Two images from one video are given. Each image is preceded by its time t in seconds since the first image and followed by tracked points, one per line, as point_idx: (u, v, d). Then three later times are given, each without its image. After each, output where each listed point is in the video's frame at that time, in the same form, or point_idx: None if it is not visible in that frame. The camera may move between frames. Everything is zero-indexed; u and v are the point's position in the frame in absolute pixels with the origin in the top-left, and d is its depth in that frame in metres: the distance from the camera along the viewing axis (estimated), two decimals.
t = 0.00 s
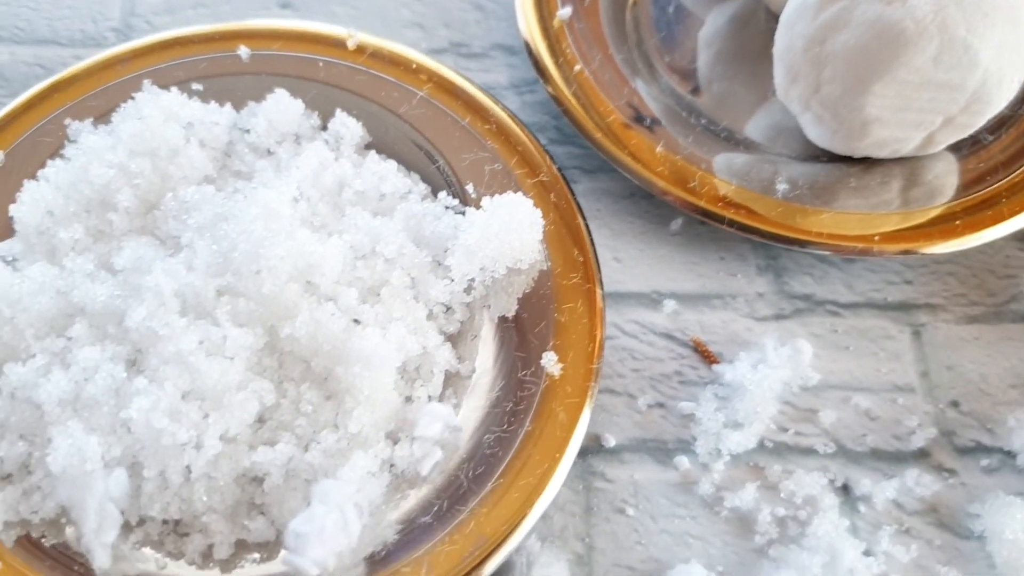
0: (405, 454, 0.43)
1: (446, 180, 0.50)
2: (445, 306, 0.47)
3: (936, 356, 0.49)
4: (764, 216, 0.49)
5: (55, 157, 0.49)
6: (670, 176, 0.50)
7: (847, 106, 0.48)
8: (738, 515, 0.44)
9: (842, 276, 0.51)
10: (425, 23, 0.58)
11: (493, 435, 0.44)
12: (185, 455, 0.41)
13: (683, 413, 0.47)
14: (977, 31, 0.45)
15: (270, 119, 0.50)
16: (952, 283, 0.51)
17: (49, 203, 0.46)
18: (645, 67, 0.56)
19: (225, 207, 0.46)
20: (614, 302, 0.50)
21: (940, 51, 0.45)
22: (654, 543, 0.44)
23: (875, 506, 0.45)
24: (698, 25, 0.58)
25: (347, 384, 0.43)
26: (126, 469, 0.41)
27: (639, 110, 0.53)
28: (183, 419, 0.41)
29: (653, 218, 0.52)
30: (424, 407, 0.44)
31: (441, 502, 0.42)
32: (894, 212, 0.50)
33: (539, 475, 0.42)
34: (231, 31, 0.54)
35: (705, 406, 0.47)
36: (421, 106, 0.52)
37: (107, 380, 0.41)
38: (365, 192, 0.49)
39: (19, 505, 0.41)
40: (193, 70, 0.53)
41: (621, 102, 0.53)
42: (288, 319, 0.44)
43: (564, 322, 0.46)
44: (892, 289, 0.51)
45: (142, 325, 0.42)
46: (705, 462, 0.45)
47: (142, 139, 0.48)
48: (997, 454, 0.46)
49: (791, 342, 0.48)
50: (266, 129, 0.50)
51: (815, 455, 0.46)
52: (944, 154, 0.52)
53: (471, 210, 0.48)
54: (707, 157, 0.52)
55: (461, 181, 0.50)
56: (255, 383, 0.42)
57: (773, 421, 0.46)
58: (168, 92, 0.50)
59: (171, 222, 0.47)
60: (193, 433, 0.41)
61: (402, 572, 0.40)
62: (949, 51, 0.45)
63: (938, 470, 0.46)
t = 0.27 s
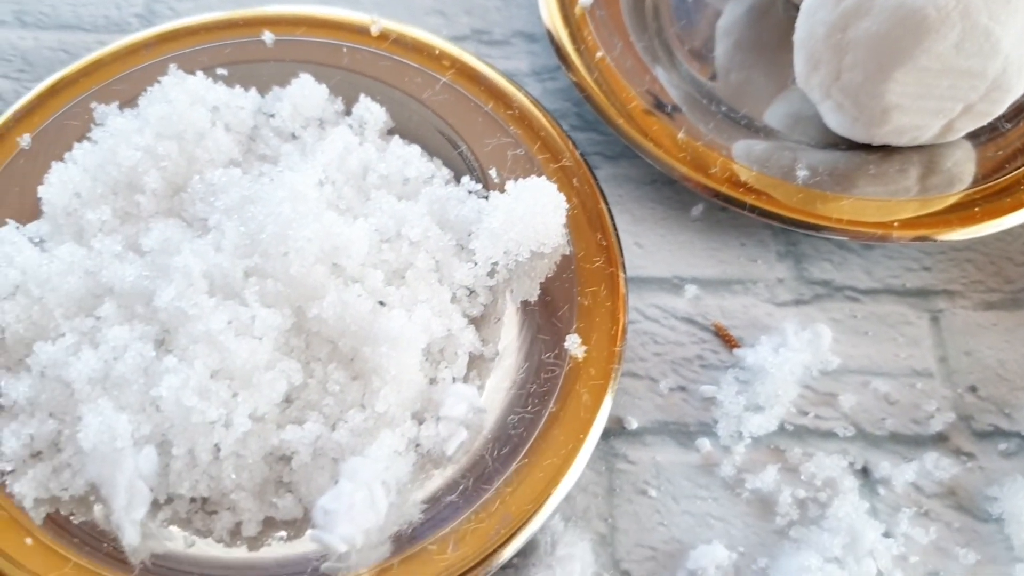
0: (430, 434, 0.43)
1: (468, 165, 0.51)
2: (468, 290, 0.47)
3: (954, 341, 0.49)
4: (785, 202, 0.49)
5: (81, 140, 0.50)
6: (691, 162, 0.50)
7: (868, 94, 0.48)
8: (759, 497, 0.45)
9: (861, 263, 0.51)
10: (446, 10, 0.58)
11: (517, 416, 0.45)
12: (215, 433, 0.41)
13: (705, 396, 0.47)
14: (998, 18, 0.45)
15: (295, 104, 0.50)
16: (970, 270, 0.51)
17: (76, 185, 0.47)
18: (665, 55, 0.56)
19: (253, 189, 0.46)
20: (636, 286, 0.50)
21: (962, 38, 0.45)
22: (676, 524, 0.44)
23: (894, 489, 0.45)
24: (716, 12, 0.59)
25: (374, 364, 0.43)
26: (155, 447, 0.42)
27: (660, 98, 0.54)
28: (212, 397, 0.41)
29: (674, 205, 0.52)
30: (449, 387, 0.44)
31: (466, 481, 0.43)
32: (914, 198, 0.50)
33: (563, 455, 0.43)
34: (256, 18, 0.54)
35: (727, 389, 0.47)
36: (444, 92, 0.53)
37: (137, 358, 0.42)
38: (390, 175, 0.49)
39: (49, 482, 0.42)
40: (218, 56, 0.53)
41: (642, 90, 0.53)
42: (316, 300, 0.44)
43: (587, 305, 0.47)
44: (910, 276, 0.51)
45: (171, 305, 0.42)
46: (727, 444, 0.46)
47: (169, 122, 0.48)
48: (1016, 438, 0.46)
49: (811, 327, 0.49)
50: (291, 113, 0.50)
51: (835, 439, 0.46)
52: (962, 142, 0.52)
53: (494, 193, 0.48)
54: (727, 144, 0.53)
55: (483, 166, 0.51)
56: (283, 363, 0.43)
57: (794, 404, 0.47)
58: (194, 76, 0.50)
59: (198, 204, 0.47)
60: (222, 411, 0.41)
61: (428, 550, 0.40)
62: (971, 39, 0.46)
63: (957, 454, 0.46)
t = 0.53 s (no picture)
0: (453, 423, 0.44)
1: (488, 159, 0.51)
2: (489, 281, 0.48)
3: (968, 335, 0.50)
4: (803, 196, 0.50)
5: (105, 130, 0.51)
6: (709, 156, 0.51)
7: (885, 90, 0.49)
8: (776, 487, 0.45)
9: (876, 257, 0.52)
10: (466, 6, 0.60)
11: (539, 406, 0.45)
12: (241, 420, 0.42)
13: (722, 387, 0.48)
14: (1014, 14, 0.46)
15: (318, 97, 0.51)
16: (983, 265, 0.52)
17: (102, 175, 0.47)
18: (682, 50, 0.57)
19: (278, 181, 0.47)
20: (654, 279, 0.51)
21: (978, 34, 0.46)
22: (694, 514, 0.45)
23: (909, 480, 0.46)
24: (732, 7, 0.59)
25: (397, 354, 0.44)
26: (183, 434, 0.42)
27: (677, 93, 0.54)
28: (239, 385, 0.42)
29: (691, 199, 0.53)
30: (471, 377, 0.45)
31: (488, 470, 0.43)
32: (929, 193, 0.51)
33: (584, 444, 0.43)
34: (279, 11, 0.55)
35: (744, 380, 0.48)
36: (465, 86, 0.53)
37: (165, 346, 0.42)
38: (411, 168, 0.50)
39: (77, 468, 0.42)
40: (240, 49, 0.53)
41: (661, 85, 0.54)
42: (340, 290, 0.45)
43: (608, 297, 0.47)
44: (924, 270, 0.52)
45: (198, 294, 0.43)
46: (744, 435, 0.47)
47: (194, 114, 0.49)
48: None
49: (827, 320, 0.49)
50: (314, 106, 0.51)
51: (851, 430, 0.47)
52: (976, 138, 0.53)
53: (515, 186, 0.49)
54: (744, 139, 0.53)
55: (504, 159, 0.51)
56: (308, 352, 0.44)
57: (810, 396, 0.48)
58: (218, 69, 0.51)
59: (224, 195, 0.48)
60: (249, 399, 0.42)
61: (451, 537, 0.41)
62: (987, 34, 0.46)
63: (971, 446, 0.47)
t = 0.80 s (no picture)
0: (475, 414, 0.45)
1: (507, 155, 0.52)
2: (509, 275, 0.49)
3: (982, 330, 0.50)
4: (818, 192, 0.51)
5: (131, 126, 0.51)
6: (725, 152, 0.52)
7: (899, 88, 0.49)
8: (793, 479, 0.46)
9: (891, 253, 0.53)
10: (485, 4, 0.61)
11: (559, 398, 0.46)
12: (268, 411, 0.42)
13: (740, 380, 0.48)
14: None
15: (340, 93, 0.52)
16: (997, 260, 0.52)
17: (127, 169, 0.48)
18: (699, 48, 0.58)
19: (301, 175, 0.47)
20: (672, 274, 0.52)
21: (994, 33, 0.46)
22: (712, 505, 0.45)
23: (925, 472, 0.46)
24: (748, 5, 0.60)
25: (420, 346, 0.44)
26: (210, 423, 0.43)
27: (694, 90, 0.55)
28: (266, 375, 0.42)
29: (708, 195, 0.54)
30: (492, 368, 0.46)
31: (510, 460, 0.44)
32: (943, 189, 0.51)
33: (605, 436, 0.44)
34: (301, 9, 0.55)
35: (761, 373, 0.48)
36: (484, 83, 0.54)
37: (192, 337, 0.43)
38: (432, 163, 0.50)
39: (105, 457, 0.43)
40: (262, 46, 0.54)
41: (677, 82, 0.55)
42: (364, 283, 0.45)
43: (627, 291, 0.48)
44: (939, 266, 0.52)
45: (225, 286, 0.43)
46: (762, 428, 0.47)
47: (218, 109, 0.49)
48: None
49: (843, 314, 0.50)
50: (336, 102, 0.52)
51: (866, 423, 0.47)
52: (990, 135, 0.54)
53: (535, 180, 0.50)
54: (760, 136, 0.54)
55: (522, 155, 0.52)
56: (332, 344, 0.44)
57: (826, 389, 0.48)
58: (240, 66, 0.51)
59: (248, 189, 0.48)
60: (276, 389, 0.42)
61: (474, 526, 0.41)
62: (1003, 34, 0.46)
63: (986, 439, 0.47)
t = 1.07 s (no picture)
0: (497, 403, 0.46)
1: (526, 150, 0.53)
2: (529, 268, 0.49)
3: (996, 324, 0.51)
4: (834, 187, 0.51)
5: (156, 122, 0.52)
6: (742, 148, 0.52)
7: (915, 85, 0.50)
8: (810, 469, 0.47)
9: (905, 249, 0.53)
10: (503, 3, 0.62)
11: (580, 388, 0.47)
12: (295, 398, 0.43)
13: (757, 372, 0.49)
14: None
15: (362, 89, 0.53)
16: (1010, 256, 0.53)
17: (154, 162, 0.49)
18: (715, 46, 0.58)
19: (326, 169, 0.48)
20: (689, 268, 0.52)
21: (1009, 30, 0.47)
22: (730, 495, 0.46)
23: (939, 463, 0.47)
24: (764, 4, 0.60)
25: (443, 336, 0.45)
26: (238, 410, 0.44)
27: (711, 87, 0.56)
28: (293, 364, 0.43)
29: (724, 191, 0.54)
30: (513, 359, 0.47)
31: (532, 449, 0.45)
32: (957, 186, 0.52)
33: (625, 425, 0.44)
34: (323, 7, 0.56)
35: (778, 366, 0.49)
36: (503, 80, 0.55)
37: (219, 327, 0.44)
38: (454, 158, 0.51)
39: (134, 444, 0.44)
40: (286, 43, 0.55)
41: (694, 79, 0.55)
42: (388, 275, 0.46)
43: (646, 284, 0.48)
44: (952, 261, 0.53)
45: (252, 277, 0.44)
46: (779, 419, 0.48)
47: (243, 104, 0.50)
48: None
49: (858, 308, 0.51)
50: (358, 98, 0.53)
51: (882, 415, 0.48)
52: (1003, 133, 0.54)
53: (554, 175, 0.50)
54: (776, 133, 0.54)
55: (542, 151, 0.53)
56: (357, 334, 0.45)
57: (842, 381, 0.49)
58: (265, 61, 0.52)
59: (273, 182, 0.49)
60: (302, 377, 0.43)
61: (497, 512, 0.42)
62: (1018, 31, 0.47)
63: (1000, 431, 0.48)
